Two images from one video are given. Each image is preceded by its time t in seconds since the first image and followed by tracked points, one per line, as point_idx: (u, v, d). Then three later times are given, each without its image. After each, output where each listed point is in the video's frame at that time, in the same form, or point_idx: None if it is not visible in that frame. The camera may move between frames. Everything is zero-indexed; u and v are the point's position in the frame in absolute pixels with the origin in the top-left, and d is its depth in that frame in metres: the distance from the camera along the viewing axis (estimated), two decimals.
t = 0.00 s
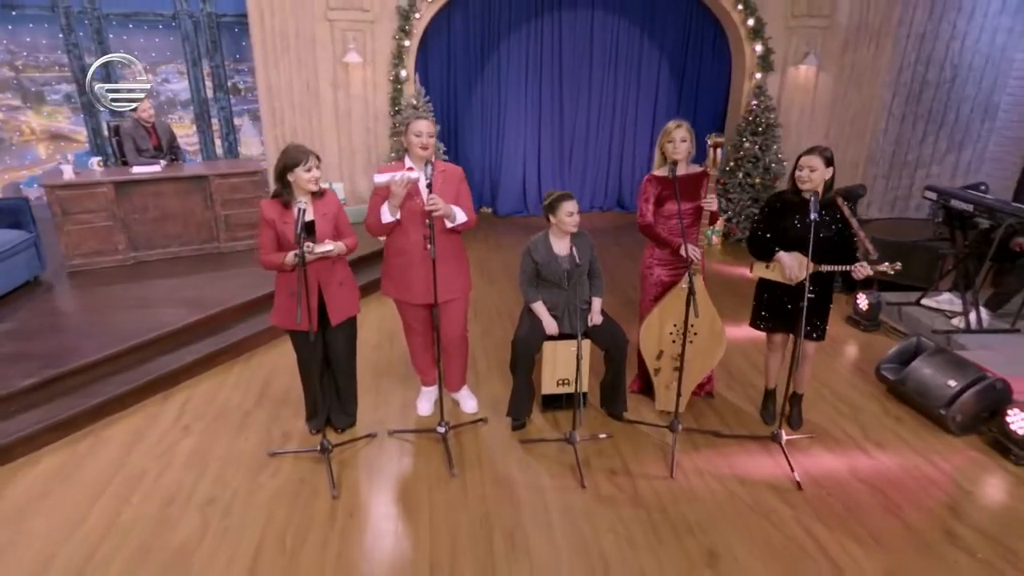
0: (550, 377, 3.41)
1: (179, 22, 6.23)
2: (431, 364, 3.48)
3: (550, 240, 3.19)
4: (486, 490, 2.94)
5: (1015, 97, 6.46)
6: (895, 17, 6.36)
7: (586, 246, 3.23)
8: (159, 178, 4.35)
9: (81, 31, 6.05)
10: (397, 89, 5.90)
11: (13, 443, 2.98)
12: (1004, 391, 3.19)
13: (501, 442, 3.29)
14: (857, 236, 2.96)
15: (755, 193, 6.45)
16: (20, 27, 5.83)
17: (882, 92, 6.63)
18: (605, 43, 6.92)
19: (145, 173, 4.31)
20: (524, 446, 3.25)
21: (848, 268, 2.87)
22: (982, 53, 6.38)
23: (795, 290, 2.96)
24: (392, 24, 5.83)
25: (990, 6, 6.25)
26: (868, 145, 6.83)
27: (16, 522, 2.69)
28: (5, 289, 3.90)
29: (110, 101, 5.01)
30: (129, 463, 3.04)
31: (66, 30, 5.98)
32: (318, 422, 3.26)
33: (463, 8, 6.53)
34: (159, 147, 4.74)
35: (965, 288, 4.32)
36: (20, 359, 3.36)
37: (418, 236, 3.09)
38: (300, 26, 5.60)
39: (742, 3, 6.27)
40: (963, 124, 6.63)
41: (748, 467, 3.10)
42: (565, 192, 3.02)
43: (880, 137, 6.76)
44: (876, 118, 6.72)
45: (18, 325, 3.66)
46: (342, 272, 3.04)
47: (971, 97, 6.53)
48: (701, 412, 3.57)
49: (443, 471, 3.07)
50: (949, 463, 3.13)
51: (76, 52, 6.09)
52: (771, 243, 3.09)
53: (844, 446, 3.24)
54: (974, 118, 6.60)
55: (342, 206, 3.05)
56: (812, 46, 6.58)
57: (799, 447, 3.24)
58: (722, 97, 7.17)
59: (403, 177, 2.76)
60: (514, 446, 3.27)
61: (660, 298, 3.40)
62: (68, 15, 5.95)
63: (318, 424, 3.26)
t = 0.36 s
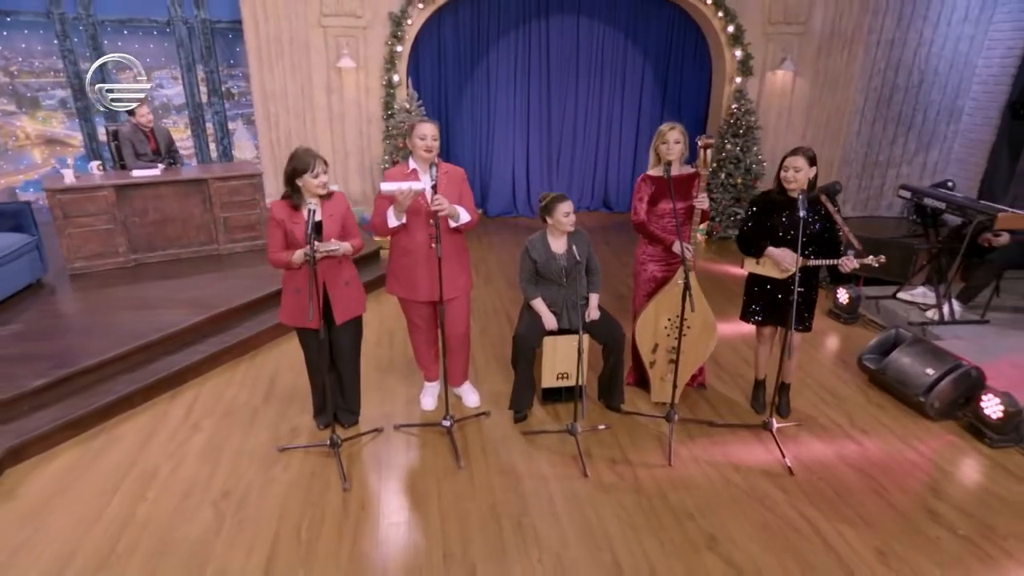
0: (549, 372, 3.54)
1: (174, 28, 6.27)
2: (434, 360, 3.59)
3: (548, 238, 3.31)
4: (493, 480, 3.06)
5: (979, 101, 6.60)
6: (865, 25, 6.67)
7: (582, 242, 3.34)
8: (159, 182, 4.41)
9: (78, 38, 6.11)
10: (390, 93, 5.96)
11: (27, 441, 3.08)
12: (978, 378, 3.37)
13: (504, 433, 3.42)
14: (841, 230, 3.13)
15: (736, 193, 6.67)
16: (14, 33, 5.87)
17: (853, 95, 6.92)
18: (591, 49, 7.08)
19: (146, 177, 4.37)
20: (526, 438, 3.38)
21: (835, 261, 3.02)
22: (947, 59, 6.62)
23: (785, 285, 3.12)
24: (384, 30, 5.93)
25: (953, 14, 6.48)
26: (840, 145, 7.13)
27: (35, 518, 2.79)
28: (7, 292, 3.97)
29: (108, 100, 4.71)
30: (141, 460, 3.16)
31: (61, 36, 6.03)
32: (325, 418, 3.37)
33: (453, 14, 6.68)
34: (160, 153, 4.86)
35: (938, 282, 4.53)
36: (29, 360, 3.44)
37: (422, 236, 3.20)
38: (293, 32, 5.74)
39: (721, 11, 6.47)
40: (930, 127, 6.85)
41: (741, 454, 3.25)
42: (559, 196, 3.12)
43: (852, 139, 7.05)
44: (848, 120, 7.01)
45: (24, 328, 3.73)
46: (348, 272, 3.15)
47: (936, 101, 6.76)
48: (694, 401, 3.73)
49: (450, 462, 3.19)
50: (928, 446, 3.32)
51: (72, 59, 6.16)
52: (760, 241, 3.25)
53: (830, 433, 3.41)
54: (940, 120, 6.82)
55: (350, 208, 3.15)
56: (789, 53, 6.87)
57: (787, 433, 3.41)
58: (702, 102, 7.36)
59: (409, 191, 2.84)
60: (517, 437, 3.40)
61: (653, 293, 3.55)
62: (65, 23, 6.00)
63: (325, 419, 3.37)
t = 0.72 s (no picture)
0: (547, 366, 3.69)
1: (170, 36, 6.35)
2: (436, 356, 3.73)
3: (547, 238, 3.45)
4: (498, 469, 3.20)
5: (941, 106, 7.05)
6: (835, 34, 6.90)
7: (580, 242, 3.48)
8: (160, 186, 4.50)
9: (76, 46, 6.18)
10: (383, 99, 6.09)
11: (43, 439, 3.17)
12: (949, 367, 3.58)
13: (506, 424, 3.57)
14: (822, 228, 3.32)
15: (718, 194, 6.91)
16: (11, 41, 5.91)
17: (826, 100, 7.15)
18: (577, 56, 7.27)
19: (147, 182, 4.46)
20: (527, 429, 3.53)
21: (817, 257, 3.21)
22: (911, 67, 7.01)
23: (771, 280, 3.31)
24: (376, 38, 6.06)
25: (917, 25, 6.86)
26: (815, 147, 7.35)
27: (55, 513, 2.89)
28: (13, 296, 4.05)
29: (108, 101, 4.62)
30: (154, 456, 3.26)
31: (58, 44, 6.10)
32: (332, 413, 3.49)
33: (442, 21, 6.80)
34: (160, 158, 4.94)
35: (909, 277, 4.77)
36: (40, 361, 3.53)
37: (425, 236, 3.34)
38: (288, 40, 5.88)
39: (701, 20, 6.69)
40: (897, 131, 7.26)
41: (731, 441, 3.44)
42: (564, 197, 3.28)
43: (825, 142, 7.30)
44: (822, 124, 7.24)
45: (32, 330, 3.82)
46: (353, 273, 3.26)
47: (902, 106, 7.16)
48: (685, 392, 3.91)
49: (455, 454, 3.32)
50: (904, 431, 3.53)
51: (69, 66, 6.22)
52: (746, 238, 3.44)
53: (813, 420, 3.61)
54: (906, 124, 7.25)
55: (357, 210, 3.28)
56: (764, 60, 7.08)
57: (773, 421, 3.61)
58: (683, 106, 7.65)
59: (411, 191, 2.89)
60: (518, 428, 3.55)
61: (645, 289, 3.72)
62: (62, 30, 6.07)
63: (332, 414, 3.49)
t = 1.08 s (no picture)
0: (543, 360, 3.86)
1: (165, 44, 6.44)
2: (436, 352, 3.88)
3: (542, 238, 3.61)
4: (500, 460, 3.36)
5: (905, 111, 7.33)
6: (806, 43, 7.21)
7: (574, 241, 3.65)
8: (160, 191, 4.61)
9: (72, 53, 6.24)
10: (374, 104, 6.24)
11: (55, 438, 3.25)
12: (919, 356, 3.81)
13: (505, 417, 3.73)
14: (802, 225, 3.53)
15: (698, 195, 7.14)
16: (8, 49, 5.95)
17: (798, 105, 7.47)
18: (562, 63, 7.47)
19: (147, 187, 4.56)
20: (525, 422, 3.70)
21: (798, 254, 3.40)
22: (877, 74, 7.29)
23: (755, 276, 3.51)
24: (367, 45, 6.21)
25: (881, 35, 7.15)
26: (788, 150, 7.67)
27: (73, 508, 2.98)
28: (17, 299, 4.12)
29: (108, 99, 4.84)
30: (165, 453, 3.36)
31: (54, 51, 6.15)
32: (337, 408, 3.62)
33: (431, 29, 6.98)
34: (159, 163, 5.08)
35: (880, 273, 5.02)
36: (48, 362, 3.61)
37: (426, 237, 3.49)
38: (282, 47, 6.01)
39: (680, 28, 6.94)
40: (864, 135, 7.54)
41: (718, 430, 3.63)
42: (560, 198, 3.46)
43: (798, 145, 7.61)
44: (794, 128, 7.56)
45: (38, 332, 3.89)
46: (356, 274, 3.38)
47: (869, 111, 7.45)
48: (673, 384, 4.10)
49: (457, 446, 3.47)
50: (879, 417, 3.75)
51: (65, 74, 6.27)
52: (731, 236, 3.64)
53: (795, 409, 3.82)
54: (872, 129, 7.53)
55: (362, 213, 3.41)
56: (740, 67, 7.35)
57: (757, 410, 3.81)
58: (663, 111, 7.88)
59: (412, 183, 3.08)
60: (516, 421, 3.71)
61: (635, 286, 3.91)
62: (58, 38, 6.12)
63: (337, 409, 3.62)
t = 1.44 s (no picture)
0: (539, 355, 4.09)
1: (167, 55, 6.63)
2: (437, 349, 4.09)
3: (539, 239, 3.82)
4: (501, 449, 3.58)
5: (869, 119, 7.74)
6: (778, 54, 7.54)
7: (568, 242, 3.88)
8: (167, 197, 4.78)
9: (76, 65, 6.40)
10: (369, 113, 6.47)
11: (76, 434, 3.41)
12: (888, 346, 4.10)
13: (504, 410, 3.95)
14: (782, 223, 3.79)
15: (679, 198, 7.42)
16: (14, 61, 6.08)
17: (770, 113, 7.80)
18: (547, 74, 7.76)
19: (154, 193, 4.73)
20: (523, 413, 3.92)
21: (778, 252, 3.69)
22: (843, 84, 7.68)
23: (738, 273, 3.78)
24: (362, 56, 6.43)
25: (846, 48, 7.52)
26: (761, 155, 7.98)
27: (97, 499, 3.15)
28: (29, 303, 4.28)
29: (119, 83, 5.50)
30: (182, 448, 3.53)
31: (58, 63, 6.29)
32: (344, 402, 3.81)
33: (422, 41, 7.22)
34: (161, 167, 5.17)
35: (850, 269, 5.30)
36: (65, 363, 3.76)
37: (428, 239, 3.71)
38: (280, 58, 6.21)
39: (660, 40, 7.23)
40: (832, 140, 7.91)
41: (704, 419, 3.88)
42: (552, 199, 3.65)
43: (771, 150, 7.94)
44: (767, 134, 7.88)
45: (53, 334, 4.05)
46: (362, 274, 3.58)
47: (835, 119, 7.83)
48: (660, 376, 4.35)
49: (460, 438, 3.68)
50: (853, 405, 4.03)
51: (70, 85, 6.43)
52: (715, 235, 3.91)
53: (775, 399, 4.08)
54: (839, 135, 7.91)
55: (366, 217, 3.62)
56: (716, 77, 7.64)
57: (739, 400, 4.07)
58: (643, 118, 8.18)
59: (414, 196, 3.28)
60: (515, 413, 3.93)
61: (626, 284, 4.16)
62: (63, 51, 6.28)
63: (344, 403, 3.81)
